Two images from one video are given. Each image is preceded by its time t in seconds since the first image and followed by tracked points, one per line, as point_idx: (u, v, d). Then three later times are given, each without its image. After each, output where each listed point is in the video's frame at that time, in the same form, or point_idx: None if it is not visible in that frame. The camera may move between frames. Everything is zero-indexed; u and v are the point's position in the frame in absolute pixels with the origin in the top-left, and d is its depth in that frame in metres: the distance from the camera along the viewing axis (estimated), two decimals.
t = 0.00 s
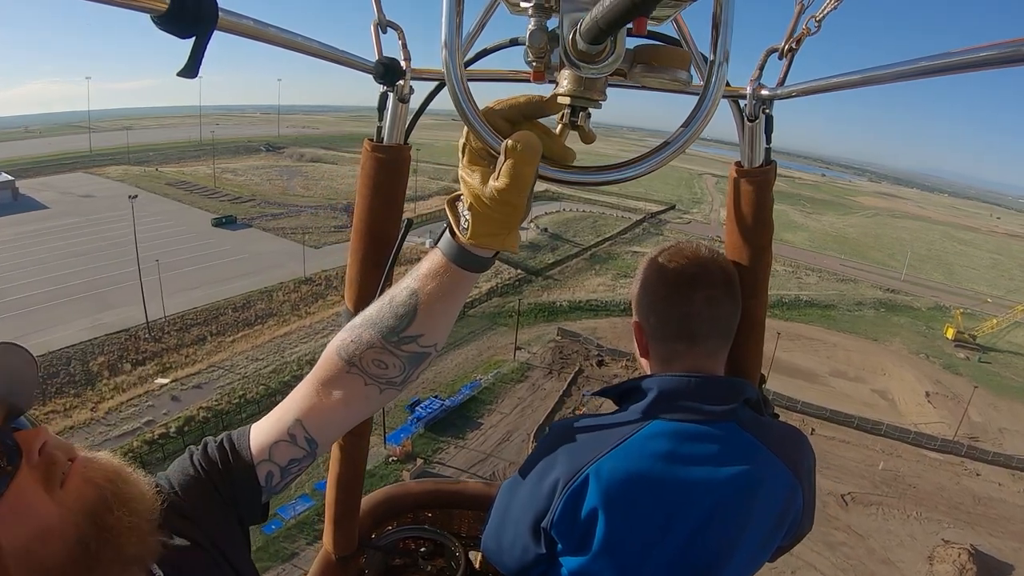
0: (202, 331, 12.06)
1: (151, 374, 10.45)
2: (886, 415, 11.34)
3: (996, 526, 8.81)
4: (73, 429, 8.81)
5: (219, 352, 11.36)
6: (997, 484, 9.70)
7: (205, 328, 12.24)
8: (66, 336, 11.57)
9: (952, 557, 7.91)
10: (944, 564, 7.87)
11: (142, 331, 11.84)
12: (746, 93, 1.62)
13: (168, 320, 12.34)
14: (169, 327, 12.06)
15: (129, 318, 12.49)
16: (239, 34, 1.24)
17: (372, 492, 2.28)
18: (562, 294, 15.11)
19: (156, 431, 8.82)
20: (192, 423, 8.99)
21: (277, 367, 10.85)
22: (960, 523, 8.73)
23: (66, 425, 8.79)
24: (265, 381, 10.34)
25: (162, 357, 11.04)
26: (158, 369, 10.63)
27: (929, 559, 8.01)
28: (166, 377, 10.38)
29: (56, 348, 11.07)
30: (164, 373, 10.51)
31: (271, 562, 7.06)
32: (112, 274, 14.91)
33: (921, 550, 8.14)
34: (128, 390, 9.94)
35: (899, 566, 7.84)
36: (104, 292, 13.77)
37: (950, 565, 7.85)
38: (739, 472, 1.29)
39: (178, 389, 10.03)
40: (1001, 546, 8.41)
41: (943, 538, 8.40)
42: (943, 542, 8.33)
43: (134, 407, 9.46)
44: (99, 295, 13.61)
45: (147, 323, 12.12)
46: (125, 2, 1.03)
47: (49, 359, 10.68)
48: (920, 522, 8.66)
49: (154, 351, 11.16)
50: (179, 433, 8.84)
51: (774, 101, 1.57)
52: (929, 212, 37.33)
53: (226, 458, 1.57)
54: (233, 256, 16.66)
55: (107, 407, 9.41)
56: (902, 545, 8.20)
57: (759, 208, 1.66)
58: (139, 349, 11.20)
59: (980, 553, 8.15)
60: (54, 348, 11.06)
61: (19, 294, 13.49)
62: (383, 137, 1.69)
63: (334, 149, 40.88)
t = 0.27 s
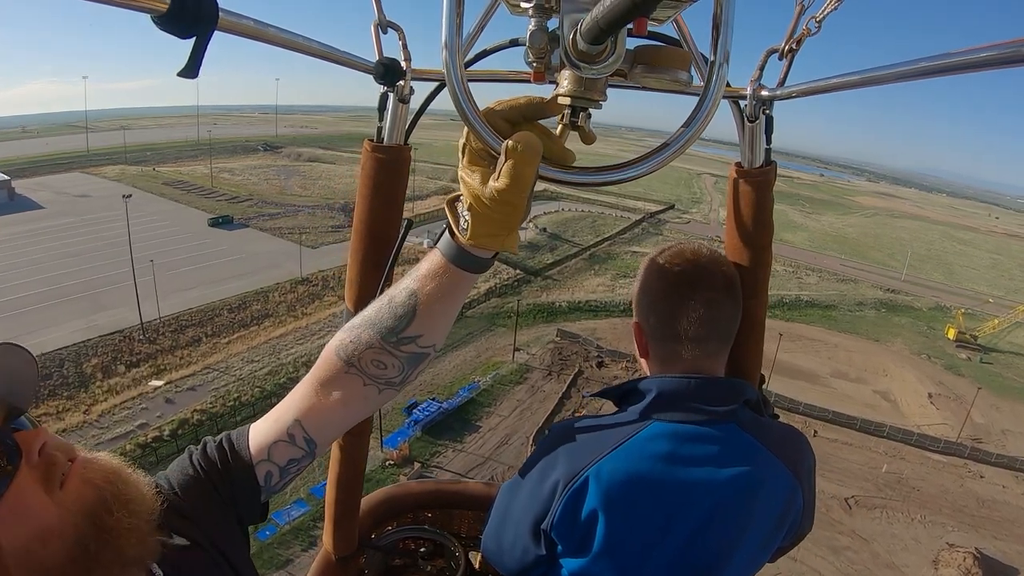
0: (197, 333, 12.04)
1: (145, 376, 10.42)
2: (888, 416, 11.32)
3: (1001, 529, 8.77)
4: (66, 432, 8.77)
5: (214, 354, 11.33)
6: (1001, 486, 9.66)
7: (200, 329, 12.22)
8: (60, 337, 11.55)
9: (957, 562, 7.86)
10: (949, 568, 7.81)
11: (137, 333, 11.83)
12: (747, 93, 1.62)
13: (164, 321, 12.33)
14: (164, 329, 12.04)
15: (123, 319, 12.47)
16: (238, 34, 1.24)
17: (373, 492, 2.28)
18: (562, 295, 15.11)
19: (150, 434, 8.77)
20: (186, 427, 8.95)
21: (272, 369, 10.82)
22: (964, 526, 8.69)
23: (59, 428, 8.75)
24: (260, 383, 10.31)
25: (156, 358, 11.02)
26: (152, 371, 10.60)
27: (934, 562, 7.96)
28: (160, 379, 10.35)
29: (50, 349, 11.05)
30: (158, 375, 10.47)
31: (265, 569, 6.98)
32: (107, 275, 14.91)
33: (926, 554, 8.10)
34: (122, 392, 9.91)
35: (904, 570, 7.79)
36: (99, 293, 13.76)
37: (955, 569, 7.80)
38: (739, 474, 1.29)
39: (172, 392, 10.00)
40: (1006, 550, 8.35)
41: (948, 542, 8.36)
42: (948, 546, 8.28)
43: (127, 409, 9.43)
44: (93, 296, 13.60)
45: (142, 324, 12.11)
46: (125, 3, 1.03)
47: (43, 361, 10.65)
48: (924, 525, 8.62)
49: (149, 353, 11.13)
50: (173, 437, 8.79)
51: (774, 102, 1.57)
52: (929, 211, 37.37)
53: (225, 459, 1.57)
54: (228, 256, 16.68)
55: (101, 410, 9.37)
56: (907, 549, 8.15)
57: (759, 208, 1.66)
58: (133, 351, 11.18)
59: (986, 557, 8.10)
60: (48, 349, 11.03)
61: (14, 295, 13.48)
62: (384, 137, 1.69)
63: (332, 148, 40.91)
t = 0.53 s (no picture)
0: (193, 334, 12.02)
1: (141, 377, 10.39)
2: (890, 417, 11.31)
3: (1004, 531, 8.72)
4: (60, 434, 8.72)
5: (211, 355, 11.30)
6: (1004, 487, 9.62)
7: (196, 329, 12.21)
8: (55, 338, 11.54)
9: (961, 564, 7.80)
10: (953, 570, 7.76)
11: (133, 333, 11.82)
12: (747, 93, 1.62)
13: (160, 321, 12.33)
14: (160, 329, 12.02)
15: (120, 319, 12.45)
16: (238, 34, 1.24)
17: (373, 492, 2.28)
18: (561, 295, 15.13)
19: (145, 436, 8.73)
20: (181, 428, 8.90)
21: (269, 370, 10.79)
22: (967, 528, 8.64)
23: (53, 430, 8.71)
24: (256, 385, 10.27)
25: (153, 360, 10.99)
26: (148, 373, 10.58)
27: (937, 565, 7.92)
28: (156, 381, 10.32)
29: (45, 350, 11.04)
30: (154, 377, 10.44)
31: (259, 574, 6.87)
32: (104, 275, 14.90)
33: (929, 556, 8.05)
34: (118, 393, 9.88)
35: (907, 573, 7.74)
36: (94, 294, 13.76)
37: (958, 572, 7.75)
38: (739, 473, 1.29)
39: (168, 393, 9.97)
40: (1009, 552, 8.30)
41: (951, 544, 8.32)
42: (951, 548, 8.23)
43: (123, 411, 9.40)
44: (89, 296, 13.61)
45: (138, 325, 12.10)
46: (126, 3, 1.03)
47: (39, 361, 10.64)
48: (927, 527, 8.58)
49: (144, 354, 11.11)
50: (168, 439, 8.74)
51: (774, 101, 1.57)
52: (928, 211, 37.41)
53: (224, 458, 1.57)
54: (226, 256, 16.70)
55: (96, 412, 9.34)
56: (909, 552, 8.10)
57: (759, 207, 1.66)
58: (129, 352, 11.16)
59: (989, 559, 8.05)
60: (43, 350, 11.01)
61: (10, 295, 13.49)
62: (384, 138, 1.69)
63: (331, 148, 40.93)
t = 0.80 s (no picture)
0: (187, 335, 11.95)
1: (133, 380, 10.27)
2: (893, 419, 11.26)
3: (1009, 534, 8.63)
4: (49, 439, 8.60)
5: (204, 357, 11.20)
6: (1009, 490, 9.53)
7: (190, 331, 12.13)
8: (46, 340, 11.48)
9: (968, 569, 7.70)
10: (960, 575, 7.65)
11: (125, 335, 11.76)
12: (747, 93, 1.62)
13: (154, 322, 12.28)
14: (153, 331, 11.93)
15: (113, 321, 12.38)
16: (238, 35, 1.24)
17: (374, 493, 2.29)
18: (560, 296, 15.12)
19: (136, 440, 8.62)
20: (173, 433, 8.80)
21: (264, 373, 10.71)
22: (973, 532, 8.54)
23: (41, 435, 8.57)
24: (251, 387, 10.18)
25: (144, 362, 10.87)
26: (140, 375, 10.46)
27: (943, 569, 7.83)
28: (148, 384, 10.20)
29: (36, 352, 10.98)
30: (146, 379, 10.34)
31: None
32: (98, 276, 14.86)
33: (935, 561, 7.95)
34: (109, 396, 9.76)
35: None
36: (86, 295, 13.70)
37: None
38: (740, 475, 1.29)
39: (160, 396, 9.87)
40: (1015, 555, 8.19)
41: (958, 549, 8.19)
42: (958, 553, 8.12)
43: (114, 415, 9.28)
44: (83, 297, 13.57)
45: (131, 326, 12.04)
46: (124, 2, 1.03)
47: (30, 364, 10.58)
48: (934, 532, 8.45)
49: (137, 356, 11.02)
50: (159, 443, 8.63)
51: (774, 101, 1.57)
52: (928, 212, 37.38)
53: (223, 462, 1.56)
54: (220, 257, 16.68)
55: (87, 415, 9.22)
56: (916, 558, 7.98)
57: (759, 207, 1.66)
58: (121, 354, 11.07)
59: (996, 564, 7.95)
60: (34, 352, 10.95)
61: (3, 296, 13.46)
62: (384, 137, 1.69)
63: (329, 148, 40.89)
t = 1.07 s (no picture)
0: (182, 336, 11.93)
1: (127, 383, 10.25)
2: (896, 421, 11.25)
3: (1013, 536, 8.59)
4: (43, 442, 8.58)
5: (199, 359, 11.18)
6: (1013, 492, 9.50)
7: (185, 333, 12.10)
8: (40, 341, 11.45)
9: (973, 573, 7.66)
10: None
11: (119, 337, 11.73)
12: (747, 93, 1.62)
13: (148, 324, 12.25)
14: (147, 333, 11.90)
15: (108, 322, 12.35)
16: (240, 34, 1.24)
17: (373, 493, 2.29)
18: (559, 296, 15.13)
19: (129, 444, 8.57)
20: (167, 436, 8.77)
21: (259, 375, 10.67)
22: (977, 535, 8.50)
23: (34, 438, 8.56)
24: (246, 389, 10.15)
25: (138, 364, 10.84)
26: (134, 377, 10.44)
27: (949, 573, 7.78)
28: (142, 386, 10.18)
29: (29, 355, 10.94)
30: (140, 381, 10.32)
31: None
32: (95, 276, 14.86)
33: (940, 564, 7.91)
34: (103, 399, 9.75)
35: None
36: (79, 296, 13.67)
37: None
38: (738, 476, 1.29)
39: (154, 399, 9.84)
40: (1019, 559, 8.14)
41: (963, 553, 8.14)
42: (963, 557, 8.07)
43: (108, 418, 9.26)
44: (77, 298, 13.55)
45: (125, 328, 12.01)
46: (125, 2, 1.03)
47: (23, 366, 10.56)
48: (939, 536, 8.41)
49: (131, 358, 10.98)
50: (153, 447, 8.59)
51: (773, 101, 1.57)
52: (928, 211, 37.42)
53: (218, 469, 1.59)
54: (216, 257, 16.68)
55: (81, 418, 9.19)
56: (922, 562, 7.93)
57: (759, 206, 1.66)
58: (115, 356, 11.04)
59: (1001, 568, 7.90)
60: (27, 355, 10.92)
61: None
62: (383, 137, 1.69)
63: (326, 148, 40.88)
